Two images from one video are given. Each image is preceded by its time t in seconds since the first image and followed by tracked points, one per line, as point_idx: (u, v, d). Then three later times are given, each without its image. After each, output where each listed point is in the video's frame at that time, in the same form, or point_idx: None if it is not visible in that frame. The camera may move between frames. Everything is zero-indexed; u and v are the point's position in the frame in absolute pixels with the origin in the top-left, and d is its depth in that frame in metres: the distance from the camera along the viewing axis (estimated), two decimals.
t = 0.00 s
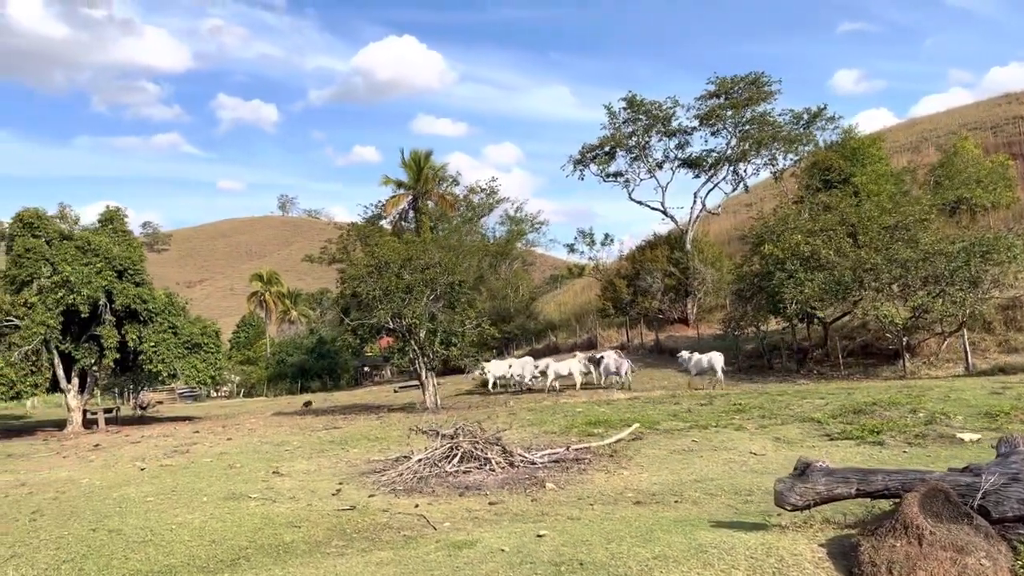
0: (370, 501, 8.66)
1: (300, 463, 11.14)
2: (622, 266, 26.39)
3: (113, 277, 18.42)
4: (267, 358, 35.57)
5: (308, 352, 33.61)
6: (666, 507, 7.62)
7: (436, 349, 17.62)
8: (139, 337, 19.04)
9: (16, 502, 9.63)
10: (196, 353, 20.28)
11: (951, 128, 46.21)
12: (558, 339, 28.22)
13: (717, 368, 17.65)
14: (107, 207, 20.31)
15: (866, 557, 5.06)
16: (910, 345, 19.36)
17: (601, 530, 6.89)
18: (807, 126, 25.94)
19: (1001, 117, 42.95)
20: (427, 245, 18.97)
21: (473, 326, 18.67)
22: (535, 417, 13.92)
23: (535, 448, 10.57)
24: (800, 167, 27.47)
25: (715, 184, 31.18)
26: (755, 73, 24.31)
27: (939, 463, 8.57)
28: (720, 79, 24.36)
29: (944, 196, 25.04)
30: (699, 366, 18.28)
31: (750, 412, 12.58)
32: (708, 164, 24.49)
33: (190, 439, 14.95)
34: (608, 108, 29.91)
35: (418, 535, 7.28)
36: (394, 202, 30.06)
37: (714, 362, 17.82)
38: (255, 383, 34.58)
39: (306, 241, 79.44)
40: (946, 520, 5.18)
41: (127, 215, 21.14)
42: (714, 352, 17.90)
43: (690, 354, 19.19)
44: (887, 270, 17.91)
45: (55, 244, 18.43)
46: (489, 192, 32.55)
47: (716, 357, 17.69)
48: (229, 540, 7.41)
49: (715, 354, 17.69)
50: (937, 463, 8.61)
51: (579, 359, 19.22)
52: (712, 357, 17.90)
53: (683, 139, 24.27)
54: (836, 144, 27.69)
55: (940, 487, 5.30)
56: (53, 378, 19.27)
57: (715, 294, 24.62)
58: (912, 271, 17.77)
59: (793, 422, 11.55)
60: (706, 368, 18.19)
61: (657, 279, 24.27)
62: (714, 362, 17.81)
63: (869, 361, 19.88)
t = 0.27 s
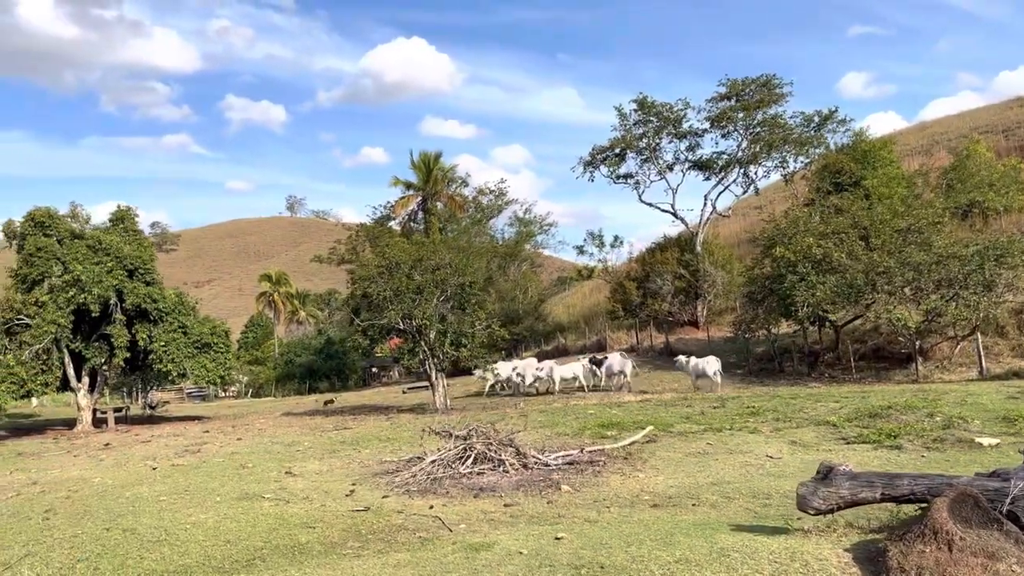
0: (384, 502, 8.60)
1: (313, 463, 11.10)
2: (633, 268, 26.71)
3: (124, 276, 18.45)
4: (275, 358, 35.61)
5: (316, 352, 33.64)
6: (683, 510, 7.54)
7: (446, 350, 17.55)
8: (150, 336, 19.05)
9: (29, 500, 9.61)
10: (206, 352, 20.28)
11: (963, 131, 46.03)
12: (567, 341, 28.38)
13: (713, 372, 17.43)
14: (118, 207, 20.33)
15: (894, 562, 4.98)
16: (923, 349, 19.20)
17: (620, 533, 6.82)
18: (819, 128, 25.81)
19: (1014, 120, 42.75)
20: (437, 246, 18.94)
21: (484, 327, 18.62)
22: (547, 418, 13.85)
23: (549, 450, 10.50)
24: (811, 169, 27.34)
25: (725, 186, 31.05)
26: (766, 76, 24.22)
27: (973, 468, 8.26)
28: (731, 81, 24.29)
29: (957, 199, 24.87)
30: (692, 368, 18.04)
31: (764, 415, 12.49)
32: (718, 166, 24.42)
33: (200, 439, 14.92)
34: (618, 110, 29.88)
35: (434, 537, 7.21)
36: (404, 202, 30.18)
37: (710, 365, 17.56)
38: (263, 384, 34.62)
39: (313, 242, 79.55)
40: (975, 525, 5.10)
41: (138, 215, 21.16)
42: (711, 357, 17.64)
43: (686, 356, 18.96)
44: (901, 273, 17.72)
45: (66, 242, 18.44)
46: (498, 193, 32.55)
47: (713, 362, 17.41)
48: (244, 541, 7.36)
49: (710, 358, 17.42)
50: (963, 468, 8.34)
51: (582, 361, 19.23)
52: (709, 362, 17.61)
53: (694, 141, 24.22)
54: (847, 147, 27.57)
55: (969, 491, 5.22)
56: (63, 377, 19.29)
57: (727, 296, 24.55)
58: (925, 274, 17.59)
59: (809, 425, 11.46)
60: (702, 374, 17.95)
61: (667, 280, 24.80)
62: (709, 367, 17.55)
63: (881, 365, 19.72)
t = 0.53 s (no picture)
0: (396, 504, 8.55)
1: (322, 465, 11.05)
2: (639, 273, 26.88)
3: (131, 277, 18.45)
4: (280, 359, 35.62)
5: (320, 354, 33.65)
6: (698, 514, 7.48)
7: (453, 353, 17.45)
8: (156, 337, 19.06)
9: (38, 501, 9.58)
10: (212, 353, 20.24)
11: (970, 136, 46.09)
12: (573, 343, 28.60)
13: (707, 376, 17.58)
14: (125, 207, 20.33)
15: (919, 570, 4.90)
16: (931, 353, 19.11)
17: (636, 537, 6.77)
18: (825, 132, 25.78)
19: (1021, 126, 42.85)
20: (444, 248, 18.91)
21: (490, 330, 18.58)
22: (555, 421, 13.80)
23: (560, 453, 10.44)
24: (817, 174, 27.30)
25: (732, 190, 30.93)
26: (773, 80, 24.20)
27: (993, 474, 8.12)
28: (738, 85, 24.28)
29: (964, 205, 24.81)
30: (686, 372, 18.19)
31: (775, 419, 12.44)
32: (725, 170, 24.38)
33: (207, 440, 14.90)
34: (625, 113, 29.85)
35: (448, 540, 7.15)
36: (411, 204, 30.25)
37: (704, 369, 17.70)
38: (268, 385, 34.62)
39: (317, 243, 79.61)
40: (1000, 533, 5.02)
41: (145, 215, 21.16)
42: (705, 360, 17.79)
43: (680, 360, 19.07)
44: (909, 278, 17.63)
45: (73, 243, 18.44)
46: (503, 196, 32.57)
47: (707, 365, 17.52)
48: (256, 542, 7.32)
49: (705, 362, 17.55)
50: (981, 474, 8.18)
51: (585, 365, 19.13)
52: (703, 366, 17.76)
53: (701, 145, 24.20)
54: (854, 151, 27.54)
55: (994, 498, 5.16)
56: (70, 377, 19.29)
57: (733, 300, 24.99)
58: (934, 279, 17.51)
59: (820, 430, 11.41)
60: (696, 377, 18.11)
61: (674, 284, 25.06)
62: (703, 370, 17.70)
63: (888, 370, 19.65)
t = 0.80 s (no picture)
0: (401, 507, 8.50)
1: (325, 467, 11.00)
2: (640, 276, 26.87)
3: (132, 277, 18.39)
4: (280, 361, 35.58)
5: (320, 355, 33.63)
6: (706, 519, 7.44)
7: (455, 355, 17.38)
8: (157, 337, 19.01)
9: (40, 501, 9.52)
10: (213, 354, 20.16)
11: (971, 142, 46.20)
12: (574, 346, 28.71)
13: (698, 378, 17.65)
14: (127, 208, 20.29)
15: None
16: (934, 359, 19.11)
17: (645, 541, 6.72)
18: (828, 137, 25.79)
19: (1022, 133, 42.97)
20: (447, 250, 18.88)
21: (493, 332, 18.55)
22: (559, 424, 13.76)
23: (565, 457, 10.39)
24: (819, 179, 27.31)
25: (733, 194, 30.94)
26: (776, 84, 24.21)
27: (1002, 479, 8.07)
28: (741, 89, 24.28)
29: (967, 210, 24.82)
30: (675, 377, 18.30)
31: (779, 424, 12.42)
32: (728, 173, 24.37)
33: (209, 441, 14.84)
34: (627, 116, 29.83)
35: (454, 543, 7.10)
36: (412, 205, 30.26)
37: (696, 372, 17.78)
38: (268, 386, 34.57)
39: (317, 245, 79.55)
40: (1016, 539, 4.98)
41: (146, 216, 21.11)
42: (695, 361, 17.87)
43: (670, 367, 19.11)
44: (913, 283, 17.61)
45: (75, 243, 18.39)
46: (505, 198, 32.57)
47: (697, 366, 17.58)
48: (262, 545, 7.26)
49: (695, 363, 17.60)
50: (989, 479, 8.14)
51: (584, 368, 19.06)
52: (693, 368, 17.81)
53: (703, 148, 24.19)
54: (856, 156, 27.56)
55: (1008, 504, 5.12)
56: (70, 377, 19.23)
57: (734, 304, 25.11)
58: (937, 284, 17.49)
59: (826, 434, 11.39)
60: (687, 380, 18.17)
61: (676, 287, 25.05)
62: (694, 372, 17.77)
63: (891, 375, 19.63)
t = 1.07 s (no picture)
0: (400, 508, 8.47)
1: (324, 468, 10.97)
2: (639, 278, 26.89)
3: (131, 277, 18.34)
4: (278, 361, 35.57)
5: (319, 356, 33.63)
6: (707, 522, 7.42)
7: (454, 356, 17.34)
8: (156, 337, 18.97)
9: (38, 501, 9.49)
10: (211, 354, 20.10)
11: (971, 146, 46.37)
12: (573, 348, 28.89)
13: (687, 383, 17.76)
14: (126, 207, 20.25)
15: None
16: (933, 363, 19.12)
17: (645, 544, 6.71)
18: (827, 140, 25.82)
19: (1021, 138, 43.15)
20: (446, 251, 18.86)
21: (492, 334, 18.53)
22: (558, 426, 13.74)
23: (564, 459, 10.37)
24: (819, 182, 27.33)
25: (733, 197, 30.97)
26: (776, 87, 24.23)
27: (1001, 484, 8.07)
28: (741, 92, 24.31)
29: (966, 214, 24.85)
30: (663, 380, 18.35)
31: (779, 427, 12.41)
32: (727, 176, 24.38)
33: (208, 441, 14.81)
34: (627, 119, 29.83)
35: (454, 545, 7.07)
36: (411, 206, 30.29)
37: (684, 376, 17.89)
38: (265, 387, 34.53)
39: (315, 245, 79.46)
40: (1019, 545, 4.97)
41: (145, 215, 21.06)
42: (683, 366, 17.97)
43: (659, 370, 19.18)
44: (912, 287, 17.61)
45: (74, 242, 18.35)
46: (504, 200, 32.58)
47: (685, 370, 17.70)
48: (261, 546, 7.23)
49: (683, 368, 17.70)
50: (989, 483, 8.13)
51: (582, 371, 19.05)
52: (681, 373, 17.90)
53: (703, 151, 24.21)
54: (855, 159, 27.60)
55: (1012, 509, 5.11)
56: (68, 377, 19.18)
57: (733, 307, 25.20)
58: (936, 288, 17.49)
59: (826, 438, 11.38)
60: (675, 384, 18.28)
61: (675, 290, 24.97)
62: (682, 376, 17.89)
63: (889, 379, 19.63)
